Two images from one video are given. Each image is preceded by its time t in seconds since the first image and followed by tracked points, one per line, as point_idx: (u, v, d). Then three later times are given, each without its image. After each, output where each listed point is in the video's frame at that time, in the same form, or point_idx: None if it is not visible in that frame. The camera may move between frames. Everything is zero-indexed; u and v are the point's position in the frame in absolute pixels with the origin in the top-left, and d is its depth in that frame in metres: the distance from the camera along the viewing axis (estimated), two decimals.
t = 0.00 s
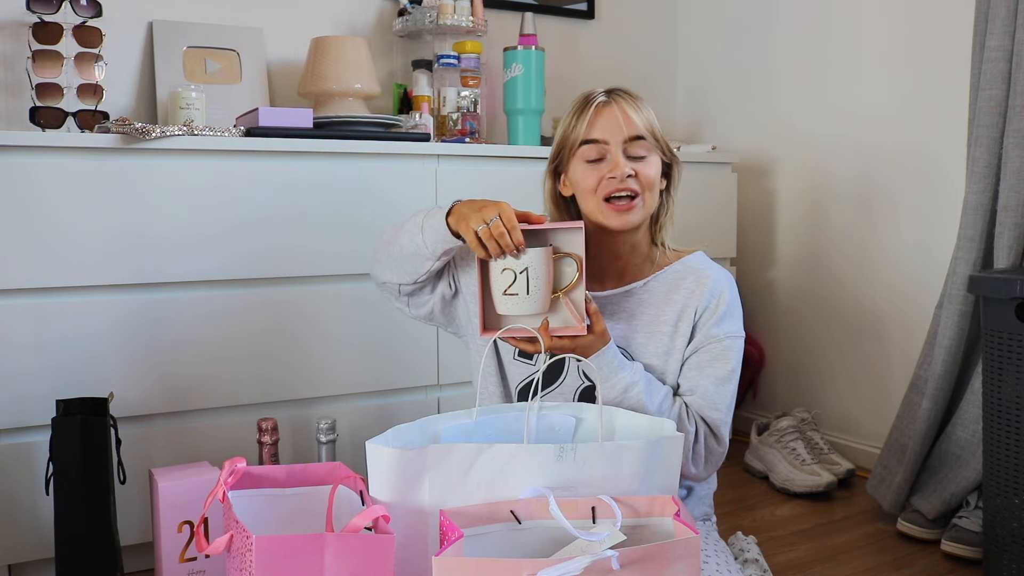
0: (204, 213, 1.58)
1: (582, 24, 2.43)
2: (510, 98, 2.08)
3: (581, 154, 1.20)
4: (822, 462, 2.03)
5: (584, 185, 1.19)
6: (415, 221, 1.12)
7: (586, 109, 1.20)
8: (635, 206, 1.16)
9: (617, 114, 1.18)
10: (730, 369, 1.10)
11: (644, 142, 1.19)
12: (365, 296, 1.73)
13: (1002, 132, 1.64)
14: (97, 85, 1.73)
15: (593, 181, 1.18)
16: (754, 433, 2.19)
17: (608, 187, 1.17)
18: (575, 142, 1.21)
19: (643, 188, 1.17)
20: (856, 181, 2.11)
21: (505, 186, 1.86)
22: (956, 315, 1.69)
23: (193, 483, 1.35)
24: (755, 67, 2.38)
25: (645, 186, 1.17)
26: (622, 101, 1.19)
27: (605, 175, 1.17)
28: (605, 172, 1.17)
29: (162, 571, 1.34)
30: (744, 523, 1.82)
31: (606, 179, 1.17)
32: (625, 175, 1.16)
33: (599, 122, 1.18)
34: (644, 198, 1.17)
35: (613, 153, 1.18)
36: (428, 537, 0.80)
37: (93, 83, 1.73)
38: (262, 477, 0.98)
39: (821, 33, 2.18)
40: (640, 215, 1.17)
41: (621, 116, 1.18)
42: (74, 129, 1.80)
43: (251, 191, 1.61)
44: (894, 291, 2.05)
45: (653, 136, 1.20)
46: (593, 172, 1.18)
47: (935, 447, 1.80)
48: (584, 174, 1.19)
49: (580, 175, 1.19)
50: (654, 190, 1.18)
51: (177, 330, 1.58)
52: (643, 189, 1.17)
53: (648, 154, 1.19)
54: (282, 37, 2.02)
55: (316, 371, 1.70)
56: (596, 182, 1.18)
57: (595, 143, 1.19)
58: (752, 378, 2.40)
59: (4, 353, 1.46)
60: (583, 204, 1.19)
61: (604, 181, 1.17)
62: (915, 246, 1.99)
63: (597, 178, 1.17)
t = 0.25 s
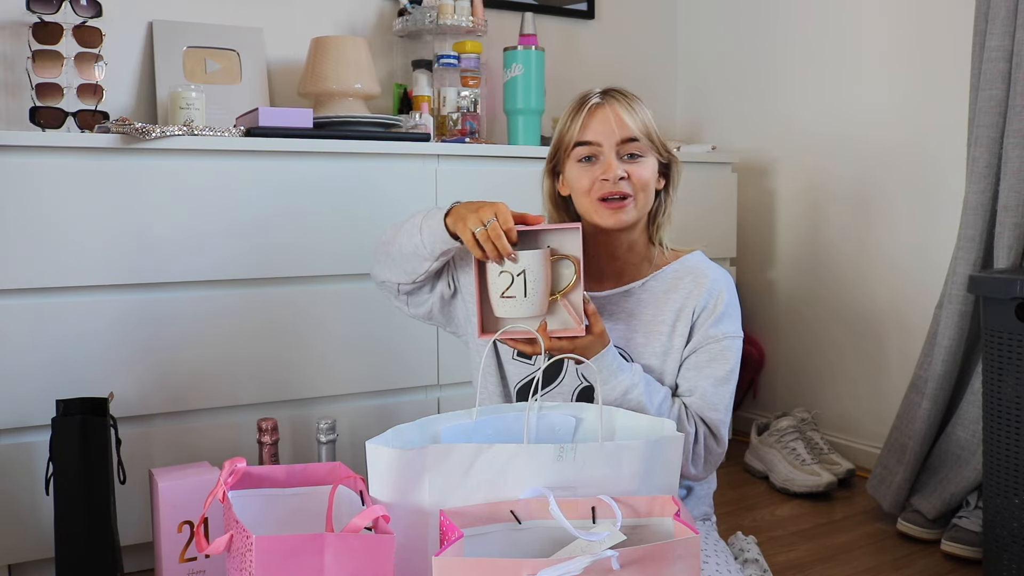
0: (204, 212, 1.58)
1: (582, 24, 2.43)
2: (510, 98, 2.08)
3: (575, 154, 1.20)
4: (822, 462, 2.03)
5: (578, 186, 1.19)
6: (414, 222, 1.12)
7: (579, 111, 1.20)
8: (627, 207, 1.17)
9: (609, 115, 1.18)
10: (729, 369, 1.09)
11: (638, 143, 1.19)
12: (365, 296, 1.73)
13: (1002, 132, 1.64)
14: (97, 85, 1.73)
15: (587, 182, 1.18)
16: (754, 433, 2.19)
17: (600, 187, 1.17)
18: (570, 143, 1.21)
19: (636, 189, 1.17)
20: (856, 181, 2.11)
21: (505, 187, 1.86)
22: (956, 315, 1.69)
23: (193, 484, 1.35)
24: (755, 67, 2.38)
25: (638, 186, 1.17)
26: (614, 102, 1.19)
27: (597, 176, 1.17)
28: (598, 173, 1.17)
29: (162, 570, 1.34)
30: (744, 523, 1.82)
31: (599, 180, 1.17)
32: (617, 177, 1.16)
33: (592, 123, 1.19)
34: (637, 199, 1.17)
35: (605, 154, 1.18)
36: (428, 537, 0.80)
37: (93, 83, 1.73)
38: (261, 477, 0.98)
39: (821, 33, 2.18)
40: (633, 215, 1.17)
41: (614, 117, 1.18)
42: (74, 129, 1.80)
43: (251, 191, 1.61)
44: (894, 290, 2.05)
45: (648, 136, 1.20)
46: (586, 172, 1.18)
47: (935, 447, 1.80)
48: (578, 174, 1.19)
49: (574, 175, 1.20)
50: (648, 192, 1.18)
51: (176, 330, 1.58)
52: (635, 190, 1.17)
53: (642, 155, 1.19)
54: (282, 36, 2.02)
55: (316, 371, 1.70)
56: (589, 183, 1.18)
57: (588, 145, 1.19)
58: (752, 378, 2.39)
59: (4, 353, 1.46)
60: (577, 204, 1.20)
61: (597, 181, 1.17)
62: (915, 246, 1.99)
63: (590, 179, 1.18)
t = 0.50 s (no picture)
0: (204, 212, 1.58)
1: (582, 24, 2.43)
2: (510, 98, 2.08)
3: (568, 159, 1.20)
4: (822, 462, 2.03)
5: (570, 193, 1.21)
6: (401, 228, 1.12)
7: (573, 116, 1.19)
8: (613, 217, 1.18)
9: (596, 123, 1.16)
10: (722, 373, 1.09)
11: (625, 152, 1.16)
12: (365, 296, 1.73)
13: (1002, 132, 1.64)
14: (97, 85, 1.73)
15: (575, 190, 1.19)
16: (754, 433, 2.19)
17: (586, 197, 1.18)
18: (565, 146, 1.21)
19: (622, 199, 1.18)
20: (857, 181, 2.11)
21: (506, 187, 1.86)
22: (956, 315, 1.69)
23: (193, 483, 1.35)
24: (755, 67, 2.38)
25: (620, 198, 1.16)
26: (603, 109, 1.16)
27: (584, 186, 1.18)
28: (583, 183, 1.18)
29: (162, 570, 1.34)
30: (743, 523, 1.82)
31: (584, 190, 1.18)
32: (600, 188, 1.17)
33: (580, 131, 1.17)
34: (625, 208, 1.18)
35: (592, 163, 1.17)
36: (428, 536, 0.80)
37: (93, 83, 1.73)
38: (261, 477, 0.98)
39: (821, 33, 2.18)
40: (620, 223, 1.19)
41: (598, 127, 1.16)
42: (74, 129, 1.80)
43: (251, 191, 1.61)
44: (894, 291, 2.05)
45: (639, 143, 1.16)
46: (576, 179, 1.19)
47: (935, 447, 1.80)
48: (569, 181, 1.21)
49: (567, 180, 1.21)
50: (635, 200, 1.18)
51: (176, 330, 1.58)
52: (621, 199, 1.18)
53: (630, 163, 1.17)
54: (282, 37, 2.02)
55: (315, 371, 1.70)
56: (578, 191, 1.19)
57: (576, 153, 1.18)
58: (752, 377, 2.38)
59: (4, 353, 1.46)
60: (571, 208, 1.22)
61: (583, 190, 1.18)
62: (915, 246, 1.99)
63: (577, 188, 1.19)
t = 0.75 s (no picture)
0: (204, 212, 1.58)
1: (582, 23, 2.43)
2: (510, 98, 2.08)
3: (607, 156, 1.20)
4: (822, 462, 2.03)
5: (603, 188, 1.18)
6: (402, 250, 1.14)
7: (615, 117, 1.20)
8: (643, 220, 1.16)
9: (643, 125, 1.17)
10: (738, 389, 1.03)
11: (663, 159, 1.17)
12: (365, 296, 1.73)
13: (1002, 132, 1.64)
14: (96, 84, 1.73)
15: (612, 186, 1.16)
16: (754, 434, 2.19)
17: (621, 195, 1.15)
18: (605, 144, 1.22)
19: (654, 204, 1.16)
20: (857, 181, 2.11)
21: (507, 187, 1.86)
22: (956, 315, 1.69)
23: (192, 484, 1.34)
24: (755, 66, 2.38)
25: (654, 201, 1.15)
26: (646, 113, 1.17)
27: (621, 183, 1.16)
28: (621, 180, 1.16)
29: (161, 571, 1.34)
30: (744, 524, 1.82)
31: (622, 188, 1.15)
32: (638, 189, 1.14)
33: (625, 130, 1.18)
34: (654, 212, 1.16)
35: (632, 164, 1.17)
36: (430, 534, 0.80)
37: (92, 83, 1.73)
38: (260, 484, 0.97)
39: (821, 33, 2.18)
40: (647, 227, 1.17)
41: (644, 129, 1.17)
42: (73, 129, 1.80)
43: (251, 191, 1.61)
44: (894, 291, 2.04)
45: (675, 152, 1.17)
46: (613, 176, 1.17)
47: (936, 447, 1.80)
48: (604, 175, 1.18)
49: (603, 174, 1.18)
50: (666, 207, 1.17)
51: (176, 331, 1.58)
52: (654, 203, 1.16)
53: (665, 171, 1.17)
54: (282, 36, 2.02)
55: (315, 371, 1.70)
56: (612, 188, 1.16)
57: (617, 151, 1.18)
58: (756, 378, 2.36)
59: (3, 353, 1.45)
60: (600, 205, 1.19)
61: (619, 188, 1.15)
62: (916, 246, 1.99)
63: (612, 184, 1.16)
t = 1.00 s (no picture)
0: (204, 212, 1.58)
1: (582, 23, 2.43)
2: (510, 98, 2.08)
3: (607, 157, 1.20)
4: (822, 462, 2.03)
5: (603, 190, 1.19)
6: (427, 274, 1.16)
7: (614, 118, 1.20)
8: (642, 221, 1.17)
9: (642, 126, 1.17)
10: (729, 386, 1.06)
11: (662, 160, 1.17)
12: (365, 296, 1.73)
13: (1002, 132, 1.64)
14: (96, 84, 1.73)
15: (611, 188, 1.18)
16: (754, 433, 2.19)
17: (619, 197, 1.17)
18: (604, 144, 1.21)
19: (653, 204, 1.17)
20: (857, 181, 2.11)
21: (507, 187, 1.86)
22: (956, 316, 1.69)
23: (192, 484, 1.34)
24: (755, 66, 2.38)
25: (652, 201, 1.16)
26: (645, 113, 1.17)
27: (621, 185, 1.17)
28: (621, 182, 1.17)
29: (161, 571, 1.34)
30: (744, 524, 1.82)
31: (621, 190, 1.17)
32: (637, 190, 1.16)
33: (624, 131, 1.18)
34: (654, 214, 1.17)
35: (631, 165, 1.17)
36: (430, 534, 0.80)
37: (92, 83, 1.73)
38: (260, 484, 0.98)
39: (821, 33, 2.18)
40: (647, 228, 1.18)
41: (643, 130, 1.16)
42: (73, 129, 1.80)
43: (251, 191, 1.61)
44: (895, 291, 2.04)
45: (674, 153, 1.17)
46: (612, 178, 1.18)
47: (936, 447, 1.80)
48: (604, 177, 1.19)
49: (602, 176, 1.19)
50: (666, 207, 1.18)
51: (176, 331, 1.58)
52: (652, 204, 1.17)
53: (665, 171, 1.18)
54: (282, 36, 2.02)
55: (315, 371, 1.70)
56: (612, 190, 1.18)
57: (617, 152, 1.18)
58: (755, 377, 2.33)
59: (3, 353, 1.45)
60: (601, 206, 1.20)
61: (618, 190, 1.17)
62: (915, 246, 1.99)
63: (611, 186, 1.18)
